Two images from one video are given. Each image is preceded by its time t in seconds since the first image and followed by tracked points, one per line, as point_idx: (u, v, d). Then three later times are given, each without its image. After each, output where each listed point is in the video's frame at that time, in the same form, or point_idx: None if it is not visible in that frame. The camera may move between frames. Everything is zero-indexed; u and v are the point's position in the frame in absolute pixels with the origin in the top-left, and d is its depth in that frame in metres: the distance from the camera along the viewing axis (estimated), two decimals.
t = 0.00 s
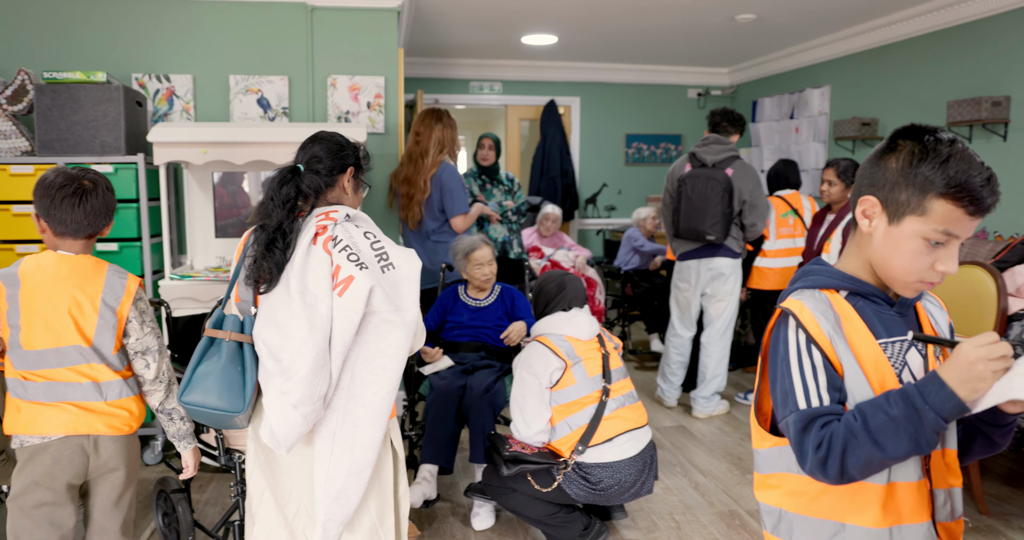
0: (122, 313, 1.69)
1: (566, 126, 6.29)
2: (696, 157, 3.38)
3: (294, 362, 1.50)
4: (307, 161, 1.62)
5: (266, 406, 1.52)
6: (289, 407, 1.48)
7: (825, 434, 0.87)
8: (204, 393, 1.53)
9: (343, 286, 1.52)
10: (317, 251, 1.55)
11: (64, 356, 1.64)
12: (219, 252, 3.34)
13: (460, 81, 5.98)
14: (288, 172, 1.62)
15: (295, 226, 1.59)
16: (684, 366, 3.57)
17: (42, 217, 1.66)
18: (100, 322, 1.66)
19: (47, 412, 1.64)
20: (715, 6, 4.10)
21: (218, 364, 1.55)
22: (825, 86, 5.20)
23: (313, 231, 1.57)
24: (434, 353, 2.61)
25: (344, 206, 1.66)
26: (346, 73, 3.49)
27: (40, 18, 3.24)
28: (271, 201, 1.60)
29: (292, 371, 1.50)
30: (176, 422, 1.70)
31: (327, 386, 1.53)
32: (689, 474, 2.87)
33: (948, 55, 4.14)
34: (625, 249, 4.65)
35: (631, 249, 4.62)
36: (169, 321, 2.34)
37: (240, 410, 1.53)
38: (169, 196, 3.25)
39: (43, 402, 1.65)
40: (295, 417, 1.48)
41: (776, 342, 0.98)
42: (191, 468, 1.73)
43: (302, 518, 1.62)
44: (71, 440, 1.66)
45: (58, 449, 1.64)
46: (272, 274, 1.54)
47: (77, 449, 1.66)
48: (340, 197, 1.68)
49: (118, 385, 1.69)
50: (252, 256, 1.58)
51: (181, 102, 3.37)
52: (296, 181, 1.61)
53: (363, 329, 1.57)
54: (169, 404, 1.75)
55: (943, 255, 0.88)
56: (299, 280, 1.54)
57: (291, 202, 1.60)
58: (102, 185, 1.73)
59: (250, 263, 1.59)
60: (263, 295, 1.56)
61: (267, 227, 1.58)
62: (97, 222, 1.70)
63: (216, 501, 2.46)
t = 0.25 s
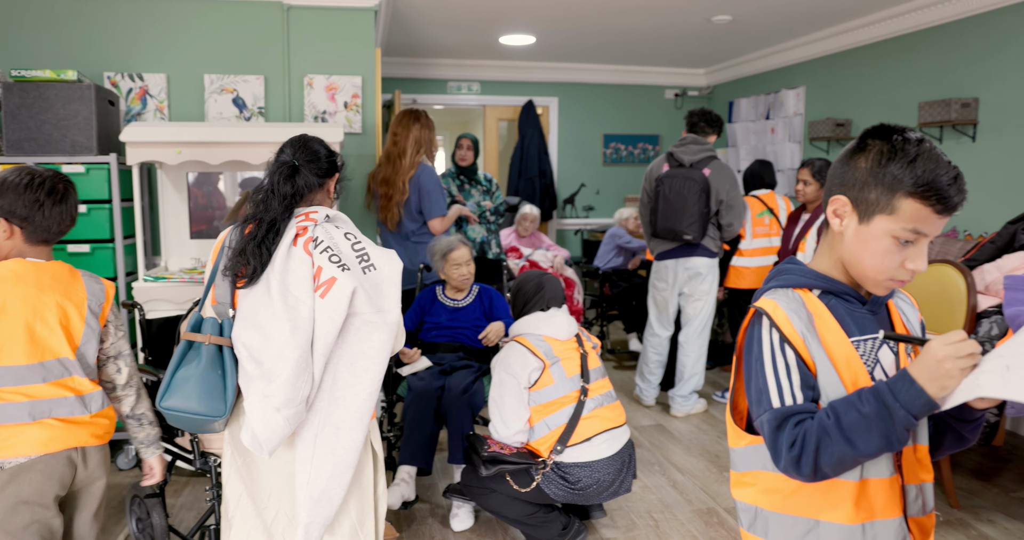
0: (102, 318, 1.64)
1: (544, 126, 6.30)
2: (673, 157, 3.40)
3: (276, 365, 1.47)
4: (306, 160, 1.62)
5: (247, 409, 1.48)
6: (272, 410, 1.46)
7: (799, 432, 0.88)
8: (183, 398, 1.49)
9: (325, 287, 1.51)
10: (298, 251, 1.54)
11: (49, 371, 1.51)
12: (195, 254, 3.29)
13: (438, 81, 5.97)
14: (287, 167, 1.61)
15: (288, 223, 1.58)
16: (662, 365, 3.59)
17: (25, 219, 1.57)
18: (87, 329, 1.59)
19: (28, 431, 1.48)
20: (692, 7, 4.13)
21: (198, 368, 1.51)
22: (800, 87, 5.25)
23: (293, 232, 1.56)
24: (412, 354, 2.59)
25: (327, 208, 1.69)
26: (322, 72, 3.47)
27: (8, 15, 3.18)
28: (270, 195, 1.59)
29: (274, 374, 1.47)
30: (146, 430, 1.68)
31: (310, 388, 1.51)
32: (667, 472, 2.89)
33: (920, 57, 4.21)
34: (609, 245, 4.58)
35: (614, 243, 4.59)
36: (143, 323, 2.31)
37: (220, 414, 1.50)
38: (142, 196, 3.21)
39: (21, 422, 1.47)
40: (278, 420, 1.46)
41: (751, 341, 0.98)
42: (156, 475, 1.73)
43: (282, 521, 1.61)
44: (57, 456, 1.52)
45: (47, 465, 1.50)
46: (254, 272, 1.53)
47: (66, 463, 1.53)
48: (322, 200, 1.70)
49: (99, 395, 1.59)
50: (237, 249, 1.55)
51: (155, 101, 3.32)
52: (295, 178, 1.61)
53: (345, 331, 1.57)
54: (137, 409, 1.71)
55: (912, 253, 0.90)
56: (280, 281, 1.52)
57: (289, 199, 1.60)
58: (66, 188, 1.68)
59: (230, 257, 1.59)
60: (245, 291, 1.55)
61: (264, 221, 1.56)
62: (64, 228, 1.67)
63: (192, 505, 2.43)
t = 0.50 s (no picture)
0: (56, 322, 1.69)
1: (520, 126, 6.30)
2: (649, 157, 3.42)
3: (257, 364, 1.45)
4: (285, 159, 1.61)
5: (227, 410, 1.46)
6: (253, 410, 1.44)
7: (770, 428, 0.88)
8: (163, 402, 1.46)
9: (305, 285, 1.51)
10: (276, 250, 1.53)
11: (53, 378, 1.58)
12: (166, 255, 3.24)
13: (413, 81, 5.94)
14: (266, 166, 1.59)
15: (267, 222, 1.57)
16: (637, 363, 3.61)
17: None
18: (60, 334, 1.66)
19: (46, 451, 1.53)
20: (666, 8, 4.16)
21: (178, 370, 1.49)
22: (773, 88, 5.31)
23: (271, 231, 1.55)
24: (388, 355, 2.57)
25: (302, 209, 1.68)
26: (296, 72, 3.44)
27: None
28: (249, 192, 1.57)
29: (255, 373, 1.45)
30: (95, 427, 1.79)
31: (290, 387, 1.50)
32: (643, 470, 2.90)
33: (889, 58, 4.27)
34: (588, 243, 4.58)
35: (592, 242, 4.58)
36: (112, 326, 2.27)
37: (202, 416, 1.48)
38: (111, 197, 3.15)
39: (38, 443, 1.51)
40: (260, 420, 1.44)
41: (722, 339, 0.99)
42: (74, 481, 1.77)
43: (258, 525, 1.59)
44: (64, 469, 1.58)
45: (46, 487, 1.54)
46: (233, 271, 1.49)
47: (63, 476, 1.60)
48: (298, 200, 1.69)
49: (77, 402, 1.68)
50: (215, 247, 1.53)
51: (125, 100, 3.27)
52: (275, 177, 1.59)
53: (326, 329, 1.56)
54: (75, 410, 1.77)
55: (880, 252, 0.91)
56: (259, 281, 1.50)
57: (269, 197, 1.58)
58: None
59: (206, 256, 1.56)
60: (222, 290, 1.51)
61: (244, 218, 1.54)
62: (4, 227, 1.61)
63: (164, 510, 2.40)
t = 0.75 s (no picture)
0: None
1: (495, 126, 6.30)
2: (623, 156, 3.43)
3: (233, 364, 1.43)
4: (261, 159, 1.60)
5: (201, 410, 1.44)
6: (230, 410, 1.42)
7: (741, 424, 0.89)
8: (135, 404, 1.43)
9: (281, 285, 1.49)
10: (251, 249, 1.51)
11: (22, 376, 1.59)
12: (135, 255, 3.19)
13: (387, 80, 5.91)
14: (242, 166, 1.57)
15: (240, 221, 1.55)
16: (612, 362, 3.62)
17: None
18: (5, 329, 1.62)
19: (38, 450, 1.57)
20: (640, 9, 4.18)
21: (150, 371, 1.46)
22: (745, 88, 5.37)
23: (245, 230, 1.53)
24: (362, 355, 2.57)
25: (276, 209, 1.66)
26: (267, 70, 3.41)
27: None
28: (224, 192, 1.55)
29: (231, 373, 1.43)
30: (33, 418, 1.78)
31: (267, 387, 1.48)
32: (618, 468, 2.91)
33: (858, 59, 4.34)
34: (564, 242, 4.55)
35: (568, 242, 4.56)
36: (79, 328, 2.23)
37: (176, 417, 1.46)
38: (78, 197, 3.09)
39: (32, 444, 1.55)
40: (237, 420, 1.42)
41: (694, 336, 0.99)
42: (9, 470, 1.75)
43: (232, 527, 1.57)
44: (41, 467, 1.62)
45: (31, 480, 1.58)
46: (207, 270, 1.48)
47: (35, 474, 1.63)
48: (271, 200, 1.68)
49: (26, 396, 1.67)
50: (189, 247, 1.51)
51: (91, 98, 3.21)
52: (250, 177, 1.58)
53: (302, 328, 1.54)
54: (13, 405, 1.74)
55: (847, 250, 0.92)
56: (234, 279, 1.48)
57: (243, 197, 1.57)
58: None
59: (178, 256, 1.54)
60: (194, 290, 1.49)
61: (218, 218, 1.53)
62: None
63: (133, 515, 2.36)
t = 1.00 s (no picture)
0: None
1: (470, 126, 6.29)
2: (598, 156, 3.44)
3: (206, 365, 1.42)
4: (230, 158, 1.58)
5: (174, 412, 1.42)
6: (203, 412, 1.40)
7: (711, 420, 0.90)
8: (106, 407, 1.40)
9: (254, 284, 1.48)
10: (223, 249, 1.49)
11: None
12: (103, 257, 3.14)
13: (361, 79, 5.88)
14: (211, 166, 1.55)
15: (212, 221, 1.53)
16: (587, 361, 3.63)
17: None
18: None
19: None
20: (614, 9, 4.20)
21: (121, 373, 1.42)
22: (718, 89, 5.41)
23: (217, 230, 1.51)
24: (336, 356, 2.58)
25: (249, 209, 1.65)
26: (239, 69, 3.37)
27: None
28: (194, 193, 1.53)
29: (204, 374, 1.42)
30: None
31: (240, 388, 1.47)
32: (593, 467, 2.92)
33: (829, 60, 4.40)
34: (540, 242, 4.54)
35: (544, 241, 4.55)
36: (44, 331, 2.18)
37: (149, 420, 1.43)
38: (43, 197, 3.04)
39: None
40: (210, 422, 1.40)
41: (665, 333, 1.00)
42: None
43: (204, 529, 1.54)
44: None
45: None
46: (178, 271, 1.46)
47: None
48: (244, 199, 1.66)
49: None
50: (159, 248, 1.49)
51: (57, 95, 3.14)
52: (220, 178, 1.56)
53: (276, 328, 1.53)
54: None
55: (814, 248, 0.93)
56: (206, 279, 1.46)
57: (213, 198, 1.55)
58: None
59: (148, 257, 1.52)
60: (165, 292, 1.47)
61: (188, 219, 1.51)
62: None
63: (101, 521, 2.32)
